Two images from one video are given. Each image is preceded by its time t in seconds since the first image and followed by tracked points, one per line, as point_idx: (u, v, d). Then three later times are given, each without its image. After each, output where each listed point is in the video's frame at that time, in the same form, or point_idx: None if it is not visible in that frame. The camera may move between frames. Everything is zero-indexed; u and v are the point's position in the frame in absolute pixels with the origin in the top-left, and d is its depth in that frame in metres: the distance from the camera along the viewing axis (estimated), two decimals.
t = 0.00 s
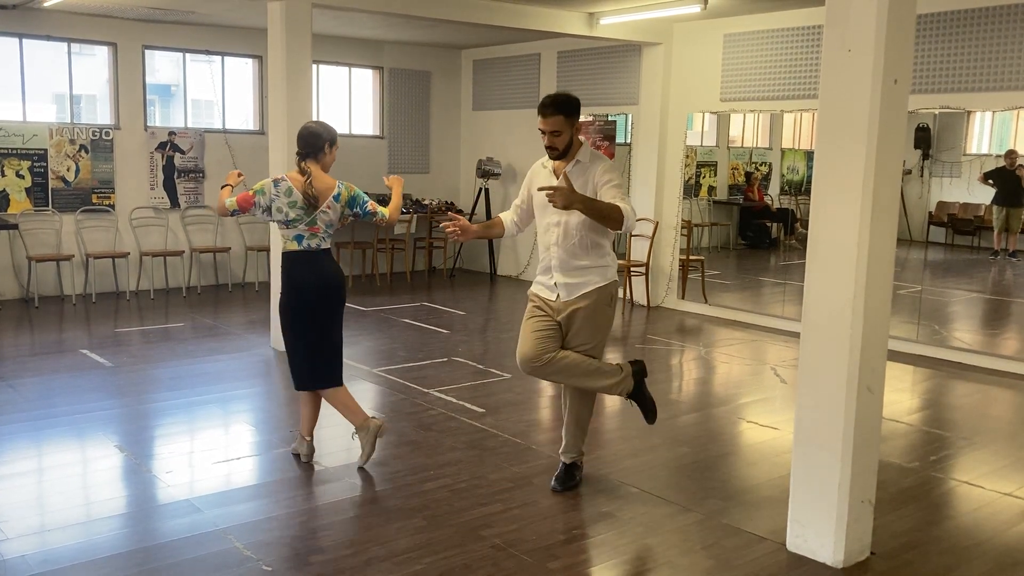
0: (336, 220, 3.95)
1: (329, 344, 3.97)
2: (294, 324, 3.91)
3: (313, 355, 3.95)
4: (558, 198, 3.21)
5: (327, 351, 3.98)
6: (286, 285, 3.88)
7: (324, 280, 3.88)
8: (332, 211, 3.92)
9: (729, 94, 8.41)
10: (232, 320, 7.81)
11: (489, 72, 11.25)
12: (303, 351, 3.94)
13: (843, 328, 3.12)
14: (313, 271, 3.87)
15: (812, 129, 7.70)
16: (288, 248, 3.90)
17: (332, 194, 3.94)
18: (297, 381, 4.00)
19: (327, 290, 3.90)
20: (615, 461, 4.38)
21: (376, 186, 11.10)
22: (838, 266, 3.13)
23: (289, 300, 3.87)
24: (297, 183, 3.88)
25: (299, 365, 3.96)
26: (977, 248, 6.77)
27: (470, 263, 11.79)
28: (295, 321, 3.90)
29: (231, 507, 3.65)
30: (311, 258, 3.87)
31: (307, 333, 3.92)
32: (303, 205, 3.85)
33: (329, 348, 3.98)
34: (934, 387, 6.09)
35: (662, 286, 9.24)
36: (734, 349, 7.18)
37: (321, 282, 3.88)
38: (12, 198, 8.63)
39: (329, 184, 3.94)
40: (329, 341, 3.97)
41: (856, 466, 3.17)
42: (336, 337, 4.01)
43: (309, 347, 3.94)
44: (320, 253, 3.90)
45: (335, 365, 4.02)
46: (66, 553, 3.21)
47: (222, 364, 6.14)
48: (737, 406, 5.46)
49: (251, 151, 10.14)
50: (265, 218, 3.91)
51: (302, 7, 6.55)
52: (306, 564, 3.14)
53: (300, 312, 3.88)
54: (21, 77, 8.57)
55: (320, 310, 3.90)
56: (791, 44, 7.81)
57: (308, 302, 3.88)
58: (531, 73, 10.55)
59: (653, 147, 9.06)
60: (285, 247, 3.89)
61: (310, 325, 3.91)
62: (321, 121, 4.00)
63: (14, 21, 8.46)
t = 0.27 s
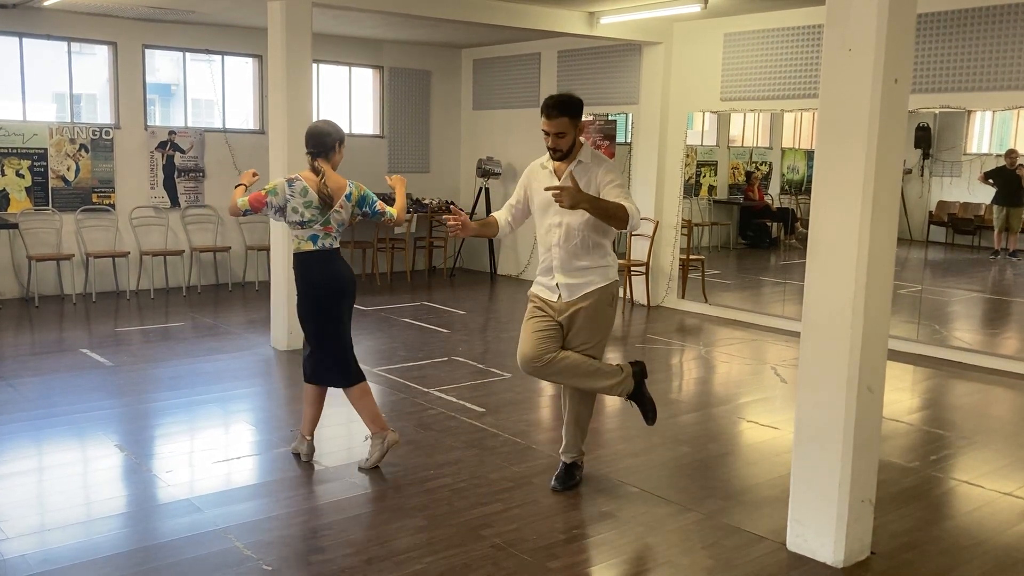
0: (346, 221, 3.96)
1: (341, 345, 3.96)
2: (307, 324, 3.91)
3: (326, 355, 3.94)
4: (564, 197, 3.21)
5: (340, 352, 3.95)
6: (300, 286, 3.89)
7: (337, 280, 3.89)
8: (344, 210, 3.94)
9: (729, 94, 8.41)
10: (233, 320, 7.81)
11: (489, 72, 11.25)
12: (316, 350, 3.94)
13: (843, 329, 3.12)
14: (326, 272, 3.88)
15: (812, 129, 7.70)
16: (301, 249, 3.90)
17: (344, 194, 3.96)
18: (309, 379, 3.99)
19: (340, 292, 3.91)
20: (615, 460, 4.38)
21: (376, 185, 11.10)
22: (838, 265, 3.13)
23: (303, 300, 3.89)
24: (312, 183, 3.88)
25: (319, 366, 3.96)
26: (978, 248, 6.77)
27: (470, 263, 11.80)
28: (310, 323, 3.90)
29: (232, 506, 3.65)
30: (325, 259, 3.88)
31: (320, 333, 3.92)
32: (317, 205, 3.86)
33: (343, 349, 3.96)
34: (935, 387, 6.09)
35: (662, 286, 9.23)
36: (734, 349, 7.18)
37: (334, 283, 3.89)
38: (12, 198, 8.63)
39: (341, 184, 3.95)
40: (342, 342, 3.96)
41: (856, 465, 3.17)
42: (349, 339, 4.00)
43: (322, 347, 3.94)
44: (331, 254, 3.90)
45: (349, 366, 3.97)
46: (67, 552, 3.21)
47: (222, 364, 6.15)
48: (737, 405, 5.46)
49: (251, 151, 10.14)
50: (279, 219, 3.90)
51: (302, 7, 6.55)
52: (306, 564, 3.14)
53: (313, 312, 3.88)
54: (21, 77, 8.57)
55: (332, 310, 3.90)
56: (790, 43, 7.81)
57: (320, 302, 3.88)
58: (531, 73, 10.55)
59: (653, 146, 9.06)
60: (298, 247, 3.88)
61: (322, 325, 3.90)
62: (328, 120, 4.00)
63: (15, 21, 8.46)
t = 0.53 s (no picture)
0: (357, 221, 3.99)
1: (350, 346, 3.94)
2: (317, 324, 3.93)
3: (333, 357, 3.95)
4: (582, 194, 3.26)
5: (347, 354, 3.94)
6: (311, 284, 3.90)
7: (349, 279, 3.89)
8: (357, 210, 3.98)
9: (729, 93, 8.41)
10: (233, 319, 7.81)
11: (489, 71, 11.25)
12: (324, 351, 3.97)
13: (843, 329, 3.12)
14: (337, 271, 3.88)
15: (812, 129, 7.70)
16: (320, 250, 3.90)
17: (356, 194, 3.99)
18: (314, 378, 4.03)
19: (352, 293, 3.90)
20: (615, 460, 4.37)
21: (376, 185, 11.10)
22: (838, 264, 3.13)
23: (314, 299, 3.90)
24: (326, 183, 3.90)
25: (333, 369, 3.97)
26: (978, 247, 6.76)
27: (470, 262, 11.80)
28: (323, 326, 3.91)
29: (232, 505, 3.65)
30: (336, 259, 3.89)
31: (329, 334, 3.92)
32: (333, 205, 3.88)
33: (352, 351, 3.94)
34: (935, 386, 6.09)
35: (662, 285, 9.24)
36: (734, 348, 7.19)
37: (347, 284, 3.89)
38: (12, 197, 8.63)
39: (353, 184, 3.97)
40: (352, 343, 3.94)
41: (855, 464, 3.17)
42: (361, 340, 3.98)
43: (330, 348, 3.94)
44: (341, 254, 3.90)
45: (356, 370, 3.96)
46: (67, 551, 3.21)
47: (222, 363, 6.15)
48: (737, 405, 5.46)
49: (251, 150, 10.14)
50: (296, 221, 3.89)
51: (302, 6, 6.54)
52: (306, 564, 3.14)
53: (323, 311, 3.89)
54: (21, 76, 8.57)
55: (343, 310, 3.89)
56: (791, 43, 7.81)
57: (330, 301, 3.87)
58: (531, 72, 10.54)
59: (653, 145, 9.05)
60: (314, 247, 3.89)
61: (331, 325, 3.90)
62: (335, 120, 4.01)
63: (14, 20, 8.46)
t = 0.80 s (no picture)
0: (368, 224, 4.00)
1: (358, 349, 3.95)
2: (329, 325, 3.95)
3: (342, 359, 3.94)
4: (600, 193, 3.29)
5: (356, 357, 3.95)
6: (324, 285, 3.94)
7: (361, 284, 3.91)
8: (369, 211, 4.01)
9: (729, 93, 8.40)
10: (233, 318, 7.81)
11: (489, 71, 11.25)
12: (330, 352, 3.96)
13: (843, 329, 3.13)
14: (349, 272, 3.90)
15: (813, 128, 7.70)
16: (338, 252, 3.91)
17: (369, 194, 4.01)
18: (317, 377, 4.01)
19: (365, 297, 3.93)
20: (615, 459, 4.38)
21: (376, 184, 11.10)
22: (838, 264, 3.13)
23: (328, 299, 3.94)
24: (342, 183, 3.92)
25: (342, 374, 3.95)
26: (978, 246, 6.75)
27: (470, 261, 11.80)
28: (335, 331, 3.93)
29: (233, 505, 3.65)
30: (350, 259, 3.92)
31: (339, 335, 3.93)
32: (350, 206, 3.90)
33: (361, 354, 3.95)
34: (935, 386, 6.09)
35: (662, 285, 9.23)
36: (734, 347, 7.19)
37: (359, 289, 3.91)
38: (12, 196, 8.62)
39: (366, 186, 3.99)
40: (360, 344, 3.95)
41: (856, 463, 3.17)
42: (371, 343, 4.00)
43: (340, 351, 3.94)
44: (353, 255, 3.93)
45: (363, 374, 3.95)
46: (67, 550, 3.21)
47: (223, 362, 6.15)
48: (737, 404, 5.47)
49: (251, 149, 10.14)
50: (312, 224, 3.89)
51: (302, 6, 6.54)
52: (305, 563, 3.14)
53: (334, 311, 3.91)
54: (22, 75, 8.57)
55: (354, 310, 3.91)
56: (791, 42, 7.81)
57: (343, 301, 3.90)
58: (531, 72, 10.54)
59: (653, 145, 9.05)
60: (331, 249, 3.90)
61: (342, 325, 3.91)
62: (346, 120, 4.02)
63: (15, 20, 8.46)
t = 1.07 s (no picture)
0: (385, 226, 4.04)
1: (378, 348, 3.95)
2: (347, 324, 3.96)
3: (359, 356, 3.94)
4: (608, 195, 3.33)
5: (376, 356, 3.95)
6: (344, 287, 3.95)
7: (381, 286, 3.91)
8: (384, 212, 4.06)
9: (730, 92, 8.40)
10: (233, 318, 7.81)
11: (489, 70, 11.24)
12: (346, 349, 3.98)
13: (844, 328, 3.12)
14: (371, 274, 3.90)
15: (813, 128, 7.69)
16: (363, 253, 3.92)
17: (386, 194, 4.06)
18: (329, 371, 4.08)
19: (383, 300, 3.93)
20: (615, 458, 4.37)
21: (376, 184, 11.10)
22: (839, 263, 3.13)
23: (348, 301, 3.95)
24: (367, 183, 3.96)
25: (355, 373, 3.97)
26: (979, 246, 6.75)
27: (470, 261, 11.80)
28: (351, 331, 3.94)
29: (233, 504, 3.65)
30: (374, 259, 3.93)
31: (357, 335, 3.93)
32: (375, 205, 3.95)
33: (381, 353, 3.96)
34: (936, 385, 6.09)
35: (663, 284, 9.23)
36: (735, 347, 7.19)
37: (377, 291, 3.91)
38: (13, 196, 8.62)
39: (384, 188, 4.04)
40: (380, 344, 3.95)
41: (856, 463, 3.16)
42: (388, 346, 3.99)
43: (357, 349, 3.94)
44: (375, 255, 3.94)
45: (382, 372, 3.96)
46: (67, 550, 3.21)
47: (223, 361, 6.15)
48: (737, 404, 5.46)
49: (251, 149, 10.14)
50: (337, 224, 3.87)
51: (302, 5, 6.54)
52: (305, 562, 3.14)
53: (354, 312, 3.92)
54: (22, 75, 8.57)
55: (374, 312, 3.91)
56: (791, 42, 7.81)
57: (363, 302, 3.91)
58: (532, 71, 10.54)
59: (653, 144, 9.04)
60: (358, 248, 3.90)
61: (360, 326, 3.92)
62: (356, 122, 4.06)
63: (15, 19, 8.46)
